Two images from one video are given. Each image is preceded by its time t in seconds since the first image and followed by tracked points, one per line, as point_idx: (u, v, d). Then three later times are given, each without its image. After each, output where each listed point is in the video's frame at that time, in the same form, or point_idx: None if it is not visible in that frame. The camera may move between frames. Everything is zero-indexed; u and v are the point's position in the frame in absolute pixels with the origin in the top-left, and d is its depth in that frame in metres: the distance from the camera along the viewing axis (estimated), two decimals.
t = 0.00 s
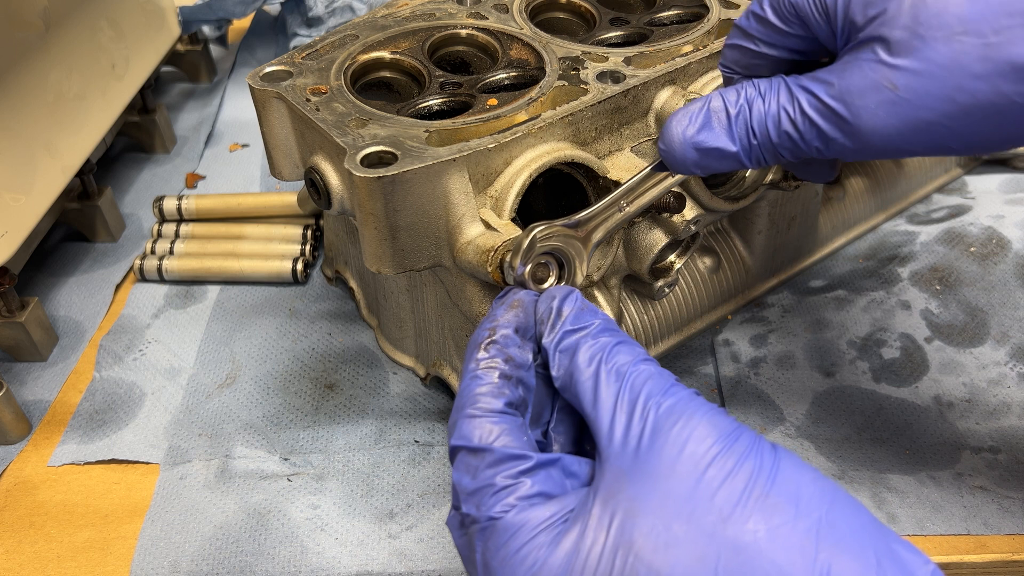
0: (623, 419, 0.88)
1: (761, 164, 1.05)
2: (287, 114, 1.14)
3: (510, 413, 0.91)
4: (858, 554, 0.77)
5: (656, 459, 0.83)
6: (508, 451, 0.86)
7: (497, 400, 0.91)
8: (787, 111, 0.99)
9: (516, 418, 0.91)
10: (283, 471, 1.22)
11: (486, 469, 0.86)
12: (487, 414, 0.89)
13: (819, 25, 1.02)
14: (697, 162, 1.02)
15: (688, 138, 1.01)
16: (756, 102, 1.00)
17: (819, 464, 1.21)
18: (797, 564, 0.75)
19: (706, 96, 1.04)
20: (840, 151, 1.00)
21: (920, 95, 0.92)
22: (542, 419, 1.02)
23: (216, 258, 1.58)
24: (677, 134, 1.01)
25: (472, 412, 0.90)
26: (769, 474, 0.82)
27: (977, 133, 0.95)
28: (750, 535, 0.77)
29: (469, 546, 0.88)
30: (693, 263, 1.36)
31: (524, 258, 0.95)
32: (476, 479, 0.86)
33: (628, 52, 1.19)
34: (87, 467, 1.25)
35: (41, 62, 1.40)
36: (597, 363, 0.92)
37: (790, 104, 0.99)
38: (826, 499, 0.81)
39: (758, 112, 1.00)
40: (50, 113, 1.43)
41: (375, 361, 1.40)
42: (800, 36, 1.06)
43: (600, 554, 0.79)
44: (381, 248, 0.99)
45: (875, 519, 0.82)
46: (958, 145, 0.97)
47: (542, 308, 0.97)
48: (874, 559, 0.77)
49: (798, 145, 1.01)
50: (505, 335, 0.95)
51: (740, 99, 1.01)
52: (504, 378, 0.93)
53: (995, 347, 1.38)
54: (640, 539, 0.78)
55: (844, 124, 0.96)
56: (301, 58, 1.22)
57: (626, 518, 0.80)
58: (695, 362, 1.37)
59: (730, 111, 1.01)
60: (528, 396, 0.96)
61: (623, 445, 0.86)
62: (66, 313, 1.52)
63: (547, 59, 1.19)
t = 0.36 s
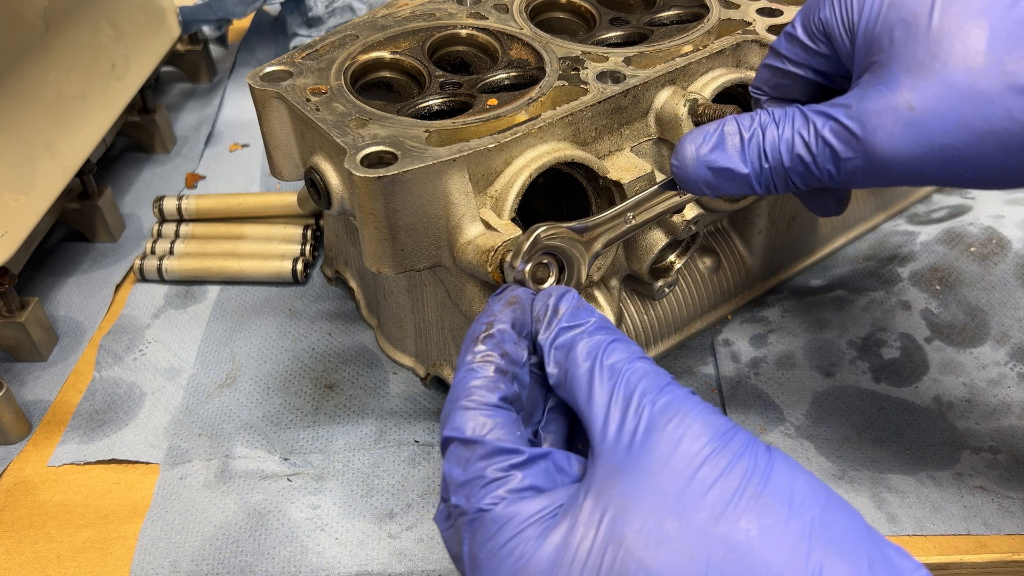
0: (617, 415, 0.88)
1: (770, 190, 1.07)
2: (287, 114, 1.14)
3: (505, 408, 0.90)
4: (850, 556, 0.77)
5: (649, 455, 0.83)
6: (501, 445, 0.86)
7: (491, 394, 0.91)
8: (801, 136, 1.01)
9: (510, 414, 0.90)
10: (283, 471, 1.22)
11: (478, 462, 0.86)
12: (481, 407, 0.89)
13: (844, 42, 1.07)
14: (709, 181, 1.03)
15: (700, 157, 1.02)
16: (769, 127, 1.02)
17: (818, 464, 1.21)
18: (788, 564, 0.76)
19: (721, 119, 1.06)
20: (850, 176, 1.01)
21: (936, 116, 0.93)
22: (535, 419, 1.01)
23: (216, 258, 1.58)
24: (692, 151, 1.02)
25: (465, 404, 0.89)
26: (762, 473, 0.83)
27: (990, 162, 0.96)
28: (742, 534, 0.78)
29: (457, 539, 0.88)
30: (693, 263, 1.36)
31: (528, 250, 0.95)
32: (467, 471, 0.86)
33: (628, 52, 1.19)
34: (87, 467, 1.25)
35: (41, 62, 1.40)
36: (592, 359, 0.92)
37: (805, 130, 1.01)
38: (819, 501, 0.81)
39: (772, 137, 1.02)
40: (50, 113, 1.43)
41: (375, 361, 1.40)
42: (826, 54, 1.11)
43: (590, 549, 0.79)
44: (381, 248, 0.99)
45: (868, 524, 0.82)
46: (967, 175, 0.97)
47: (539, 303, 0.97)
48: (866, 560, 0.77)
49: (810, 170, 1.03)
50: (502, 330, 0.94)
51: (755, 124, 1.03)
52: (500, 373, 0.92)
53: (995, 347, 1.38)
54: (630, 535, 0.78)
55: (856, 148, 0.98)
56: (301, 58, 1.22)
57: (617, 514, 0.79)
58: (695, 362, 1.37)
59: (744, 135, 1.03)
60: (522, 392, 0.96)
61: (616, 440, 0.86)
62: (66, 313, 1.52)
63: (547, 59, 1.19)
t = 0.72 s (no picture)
0: (606, 410, 0.88)
1: (785, 226, 1.05)
2: (287, 114, 1.14)
3: (495, 408, 0.91)
4: (833, 558, 0.77)
5: (636, 453, 0.83)
6: (489, 446, 0.86)
7: (482, 393, 0.91)
8: (827, 175, 0.99)
9: (501, 414, 0.91)
10: (283, 471, 1.22)
11: (465, 460, 0.86)
12: (470, 406, 0.89)
13: (885, 79, 1.07)
14: (728, 213, 1.02)
15: (721, 186, 1.01)
16: (794, 165, 1.00)
17: (818, 464, 1.21)
18: (771, 565, 0.76)
19: (745, 150, 1.04)
20: (870, 216, 1.00)
21: (966, 168, 0.93)
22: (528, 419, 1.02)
23: (216, 258, 1.58)
24: (714, 181, 1.00)
25: (456, 403, 0.90)
26: (749, 472, 0.83)
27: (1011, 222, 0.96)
28: (726, 534, 0.78)
29: (442, 538, 0.88)
30: (693, 263, 1.36)
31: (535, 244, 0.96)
32: (453, 470, 0.87)
33: (628, 52, 1.19)
34: (88, 467, 1.25)
35: (41, 62, 1.40)
36: (585, 354, 0.92)
37: (830, 169, 0.99)
38: (805, 501, 0.81)
39: (797, 173, 1.00)
40: (50, 113, 1.43)
41: (375, 361, 1.40)
42: (867, 92, 1.12)
43: (572, 548, 0.79)
44: (381, 249, 0.99)
45: (855, 527, 0.82)
46: (986, 232, 0.97)
47: (535, 299, 0.97)
48: (850, 562, 0.77)
49: (829, 209, 1.02)
50: (497, 329, 0.94)
51: (780, 156, 1.02)
52: (493, 372, 0.93)
53: (996, 347, 1.38)
54: (613, 535, 0.78)
55: (881, 191, 0.97)
56: (301, 58, 1.22)
57: (601, 513, 0.79)
58: (695, 362, 1.37)
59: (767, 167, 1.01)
60: (516, 392, 0.96)
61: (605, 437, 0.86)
62: (66, 313, 1.52)
63: (547, 59, 1.19)
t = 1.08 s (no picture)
0: (608, 399, 0.88)
1: (792, 254, 1.12)
2: (287, 114, 1.14)
3: (493, 398, 0.90)
4: (835, 550, 0.78)
5: (637, 442, 0.83)
6: (488, 433, 0.86)
7: (480, 382, 0.90)
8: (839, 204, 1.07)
9: (499, 404, 0.90)
10: (283, 471, 1.22)
11: (462, 448, 0.86)
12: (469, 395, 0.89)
13: (901, 114, 1.16)
14: (739, 237, 1.08)
15: (733, 211, 1.07)
16: (805, 196, 1.08)
17: (818, 464, 1.21)
18: (773, 555, 0.76)
19: (754, 181, 1.11)
20: (881, 243, 1.07)
21: (981, 197, 1.03)
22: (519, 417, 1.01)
23: (216, 258, 1.58)
24: (726, 205, 1.06)
25: (453, 392, 0.89)
26: (750, 464, 0.83)
27: (1015, 254, 1.04)
28: (728, 523, 0.78)
29: (436, 528, 0.88)
30: (693, 262, 1.36)
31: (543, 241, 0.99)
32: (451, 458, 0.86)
33: (628, 52, 1.19)
34: (88, 467, 1.25)
35: (41, 62, 1.40)
36: (585, 343, 0.92)
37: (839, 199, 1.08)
38: (807, 494, 0.82)
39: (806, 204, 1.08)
40: (50, 113, 1.43)
41: (375, 361, 1.40)
42: (884, 125, 1.20)
43: (572, 536, 0.79)
44: (381, 248, 0.99)
45: (856, 521, 0.83)
46: (992, 263, 1.05)
47: (534, 294, 0.97)
48: (853, 554, 0.78)
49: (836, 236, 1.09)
50: (497, 321, 0.93)
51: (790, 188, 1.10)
52: (492, 364, 0.92)
53: (996, 347, 1.38)
54: (614, 523, 0.78)
55: (894, 217, 1.05)
56: (301, 58, 1.22)
57: (603, 501, 0.79)
58: (695, 362, 1.37)
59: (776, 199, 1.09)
60: (513, 386, 0.96)
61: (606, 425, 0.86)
62: (66, 313, 1.52)
63: (547, 59, 1.19)
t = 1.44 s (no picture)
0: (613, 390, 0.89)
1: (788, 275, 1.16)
2: (289, 113, 1.14)
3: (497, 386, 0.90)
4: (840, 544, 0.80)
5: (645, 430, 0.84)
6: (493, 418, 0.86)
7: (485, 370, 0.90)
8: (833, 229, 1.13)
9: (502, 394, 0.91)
10: (283, 470, 1.22)
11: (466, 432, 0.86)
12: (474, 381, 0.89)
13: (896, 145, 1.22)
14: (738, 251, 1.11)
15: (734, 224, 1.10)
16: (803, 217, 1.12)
17: (816, 467, 1.22)
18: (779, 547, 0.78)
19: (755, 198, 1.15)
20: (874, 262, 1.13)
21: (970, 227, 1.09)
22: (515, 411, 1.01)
23: (217, 258, 1.58)
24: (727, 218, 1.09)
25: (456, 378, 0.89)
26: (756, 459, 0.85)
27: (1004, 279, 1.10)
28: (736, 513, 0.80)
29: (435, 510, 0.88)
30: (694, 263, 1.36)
31: (570, 223, 0.95)
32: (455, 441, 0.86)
33: (629, 52, 1.19)
34: (87, 467, 1.25)
35: (41, 62, 1.40)
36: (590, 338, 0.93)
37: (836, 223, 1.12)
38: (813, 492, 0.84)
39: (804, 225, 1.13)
40: (49, 113, 1.43)
41: (375, 361, 1.40)
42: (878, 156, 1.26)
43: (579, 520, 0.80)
44: (384, 248, 0.99)
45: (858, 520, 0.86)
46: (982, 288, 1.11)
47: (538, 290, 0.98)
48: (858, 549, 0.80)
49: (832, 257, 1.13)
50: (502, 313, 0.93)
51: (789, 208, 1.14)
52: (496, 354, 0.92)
53: (1001, 360, 1.39)
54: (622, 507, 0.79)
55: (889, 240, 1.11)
56: (303, 58, 1.22)
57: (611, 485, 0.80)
58: (695, 363, 1.38)
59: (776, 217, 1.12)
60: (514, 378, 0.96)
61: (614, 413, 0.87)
62: (66, 313, 1.52)
63: (549, 59, 1.19)
